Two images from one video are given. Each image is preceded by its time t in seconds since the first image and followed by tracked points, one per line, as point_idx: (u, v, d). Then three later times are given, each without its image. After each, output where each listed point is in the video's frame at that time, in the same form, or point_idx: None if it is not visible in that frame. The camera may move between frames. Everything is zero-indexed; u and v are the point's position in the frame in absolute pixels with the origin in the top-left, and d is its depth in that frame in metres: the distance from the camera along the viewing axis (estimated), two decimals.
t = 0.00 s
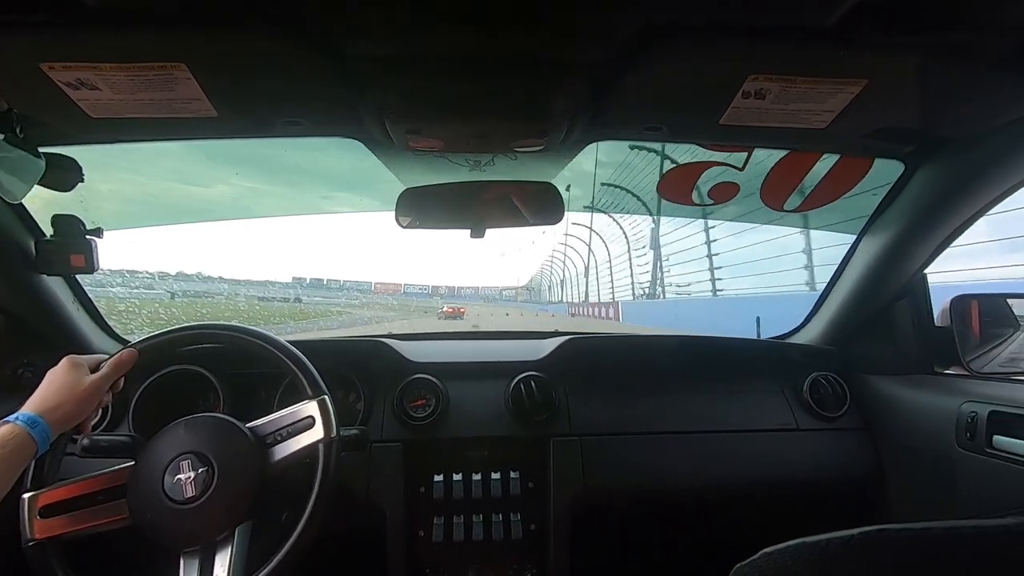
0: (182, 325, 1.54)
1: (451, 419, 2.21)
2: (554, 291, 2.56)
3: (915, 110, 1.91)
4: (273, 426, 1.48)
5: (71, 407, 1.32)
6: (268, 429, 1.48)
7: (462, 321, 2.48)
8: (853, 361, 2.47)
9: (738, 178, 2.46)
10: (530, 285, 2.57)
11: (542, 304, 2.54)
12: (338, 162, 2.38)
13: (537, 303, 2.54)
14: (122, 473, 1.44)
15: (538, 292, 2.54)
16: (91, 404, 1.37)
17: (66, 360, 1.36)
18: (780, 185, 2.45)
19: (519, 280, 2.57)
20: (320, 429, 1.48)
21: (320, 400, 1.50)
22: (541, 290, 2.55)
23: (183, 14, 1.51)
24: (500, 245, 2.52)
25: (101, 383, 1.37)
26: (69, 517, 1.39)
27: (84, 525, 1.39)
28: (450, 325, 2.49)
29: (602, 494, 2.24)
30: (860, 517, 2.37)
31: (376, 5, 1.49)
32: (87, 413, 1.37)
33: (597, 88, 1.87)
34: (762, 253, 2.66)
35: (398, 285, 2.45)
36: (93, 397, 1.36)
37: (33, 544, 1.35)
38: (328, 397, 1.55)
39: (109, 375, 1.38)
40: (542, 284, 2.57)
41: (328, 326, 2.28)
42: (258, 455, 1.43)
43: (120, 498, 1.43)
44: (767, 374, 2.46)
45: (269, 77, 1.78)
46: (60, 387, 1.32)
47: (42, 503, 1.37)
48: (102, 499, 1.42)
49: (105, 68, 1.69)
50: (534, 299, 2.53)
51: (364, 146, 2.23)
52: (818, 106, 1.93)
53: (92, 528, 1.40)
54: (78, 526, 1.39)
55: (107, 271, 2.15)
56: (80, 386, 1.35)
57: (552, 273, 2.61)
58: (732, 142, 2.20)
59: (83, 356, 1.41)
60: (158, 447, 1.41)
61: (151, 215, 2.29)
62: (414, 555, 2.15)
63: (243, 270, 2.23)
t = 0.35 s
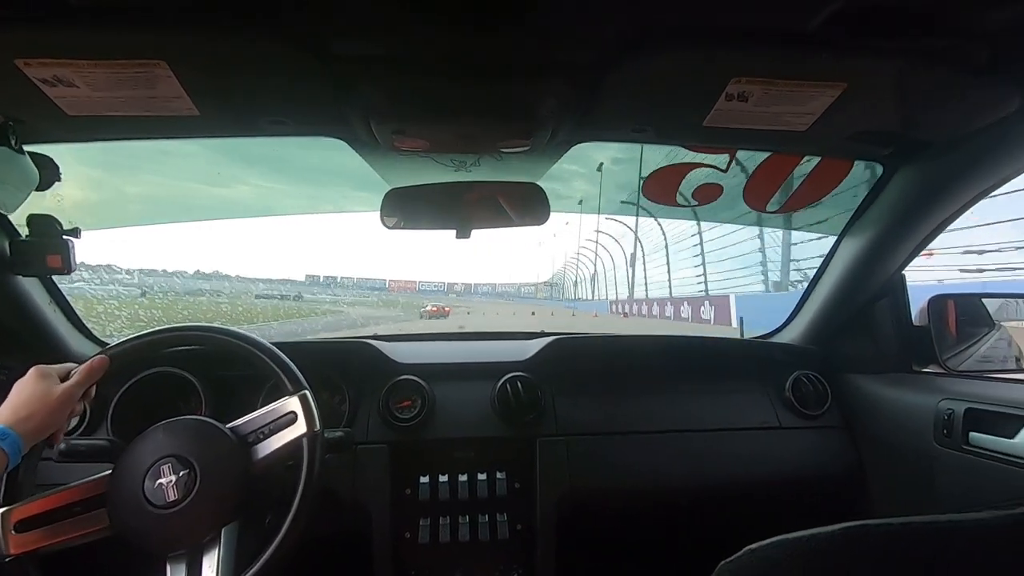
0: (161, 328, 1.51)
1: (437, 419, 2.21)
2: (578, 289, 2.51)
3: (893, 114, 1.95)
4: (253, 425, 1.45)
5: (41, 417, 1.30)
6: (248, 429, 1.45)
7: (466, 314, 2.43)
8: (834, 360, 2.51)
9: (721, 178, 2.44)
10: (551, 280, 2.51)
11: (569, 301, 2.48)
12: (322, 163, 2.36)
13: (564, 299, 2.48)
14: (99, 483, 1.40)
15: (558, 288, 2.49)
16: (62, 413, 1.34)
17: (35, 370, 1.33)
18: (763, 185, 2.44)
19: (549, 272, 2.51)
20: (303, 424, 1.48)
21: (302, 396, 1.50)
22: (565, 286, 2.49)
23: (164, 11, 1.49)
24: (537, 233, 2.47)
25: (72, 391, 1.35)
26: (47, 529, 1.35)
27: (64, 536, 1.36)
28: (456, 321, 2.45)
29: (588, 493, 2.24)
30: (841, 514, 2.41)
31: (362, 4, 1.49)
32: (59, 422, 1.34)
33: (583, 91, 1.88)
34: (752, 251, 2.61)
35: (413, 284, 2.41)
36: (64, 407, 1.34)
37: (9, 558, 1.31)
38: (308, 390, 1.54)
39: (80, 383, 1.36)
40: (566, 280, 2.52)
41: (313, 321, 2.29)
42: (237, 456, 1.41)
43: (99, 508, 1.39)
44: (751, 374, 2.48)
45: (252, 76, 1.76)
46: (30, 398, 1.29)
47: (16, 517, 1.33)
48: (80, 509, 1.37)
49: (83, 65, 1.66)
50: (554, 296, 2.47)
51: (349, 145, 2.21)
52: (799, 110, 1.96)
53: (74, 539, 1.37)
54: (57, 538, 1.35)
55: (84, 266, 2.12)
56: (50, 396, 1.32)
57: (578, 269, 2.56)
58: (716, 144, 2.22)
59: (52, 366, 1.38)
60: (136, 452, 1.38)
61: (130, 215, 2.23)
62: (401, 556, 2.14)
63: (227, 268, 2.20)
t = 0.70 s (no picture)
0: (148, 327, 1.49)
1: (426, 417, 2.21)
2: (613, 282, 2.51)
3: (876, 113, 1.97)
4: (242, 426, 1.44)
5: (23, 416, 1.28)
6: (235, 430, 1.43)
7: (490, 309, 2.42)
8: (819, 356, 2.54)
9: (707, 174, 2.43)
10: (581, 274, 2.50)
11: (605, 297, 2.48)
12: (309, 161, 2.34)
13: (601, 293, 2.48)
14: (80, 483, 1.37)
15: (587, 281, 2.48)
16: (46, 411, 1.32)
17: (18, 367, 1.30)
18: (749, 182, 2.45)
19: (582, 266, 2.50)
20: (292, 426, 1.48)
21: (289, 399, 1.49)
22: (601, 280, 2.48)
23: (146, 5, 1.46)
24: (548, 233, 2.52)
25: (55, 390, 1.32)
26: (29, 528, 1.33)
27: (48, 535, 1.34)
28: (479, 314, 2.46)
29: (577, 490, 2.25)
30: (824, 508, 2.44)
31: None
32: (42, 420, 1.32)
33: (570, 88, 1.88)
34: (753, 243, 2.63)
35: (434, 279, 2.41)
36: (47, 405, 1.31)
37: None
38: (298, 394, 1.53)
39: (63, 381, 1.33)
40: (599, 274, 2.51)
41: (300, 321, 2.29)
42: (223, 456, 1.38)
43: (82, 508, 1.36)
44: (737, 370, 2.51)
45: (238, 71, 1.74)
46: (11, 396, 1.27)
47: None
48: (62, 509, 1.35)
49: (62, 59, 1.63)
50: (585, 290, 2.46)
51: (337, 143, 2.19)
52: (784, 108, 1.98)
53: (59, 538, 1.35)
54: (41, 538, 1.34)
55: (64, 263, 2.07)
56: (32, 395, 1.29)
57: (610, 264, 2.56)
58: (702, 142, 2.23)
59: (36, 362, 1.35)
60: (120, 454, 1.36)
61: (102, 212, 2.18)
62: (389, 555, 2.12)
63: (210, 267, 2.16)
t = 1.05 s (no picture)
0: (142, 327, 1.48)
1: (421, 416, 2.21)
2: (653, 282, 2.51)
3: (867, 113, 1.98)
4: (233, 418, 1.44)
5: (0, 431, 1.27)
6: (225, 424, 1.43)
7: (514, 310, 2.44)
8: (810, 354, 2.56)
9: (700, 174, 2.42)
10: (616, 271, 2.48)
11: (650, 297, 2.51)
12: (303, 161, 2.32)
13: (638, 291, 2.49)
14: (70, 492, 1.36)
15: (621, 280, 2.46)
16: (25, 425, 1.31)
17: None
18: (741, 182, 2.45)
19: (616, 265, 2.49)
20: (282, 413, 1.47)
21: (278, 387, 1.49)
22: (644, 279, 2.48)
23: (138, 4, 1.45)
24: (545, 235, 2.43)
25: (32, 403, 1.31)
26: (24, 541, 1.32)
27: (44, 547, 1.33)
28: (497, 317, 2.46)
29: (572, 488, 2.27)
30: (818, 505, 2.46)
31: None
32: (24, 434, 1.32)
33: (564, 88, 1.88)
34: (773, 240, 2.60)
35: (460, 277, 2.39)
36: (25, 419, 1.30)
37: None
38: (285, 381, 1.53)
39: (40, 394, 1.32)
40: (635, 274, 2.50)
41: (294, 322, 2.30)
42: (218, 452, 1.38)
43: (76, 517, 1.35)
44: (730, 368, 2.52)
45: (231, 70, 1.73)
46: None
47: None
48: (55, 519, 1.33)
49: (53, 57, 1.62)
50: (619, 289, 2.45)
51: (331, 143, 2.18)
52: (777, 108, 1.99)
53: (56, 548, 1.34)
54: (37, 549, 1.32)
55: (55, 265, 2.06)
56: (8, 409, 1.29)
57: (651, 264, 2.55)
58: (697, 142, 2.23)
59: (15, 375, 1.34)
60: (111, 456, 1.34)
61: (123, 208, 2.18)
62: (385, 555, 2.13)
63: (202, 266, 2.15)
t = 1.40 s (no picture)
0: (127, 327, 1.46)
1: (411, 418, 2.21)
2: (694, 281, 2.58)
3: (855, 116, 2.00)
4: (215, 416, 1.42)
5: None
6: (209, 421, 1.42)
7: (541, 310, 2.47)
8: (798, 356, 2.58)
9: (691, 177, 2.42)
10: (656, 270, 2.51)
11: (693, 297, 2.58)
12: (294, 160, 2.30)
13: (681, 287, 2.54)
14: (52, 501, 1.32)
15: (665, 279, 2.51)
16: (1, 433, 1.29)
17: None
18: (732, 185, 2.44)
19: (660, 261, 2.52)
20: (268, 405, 1.47)
21: (262, 380, 1.49)
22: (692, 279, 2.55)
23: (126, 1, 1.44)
24: (531, 242, 2.41)
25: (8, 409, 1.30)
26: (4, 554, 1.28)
27: (25, 559, 1.29)
28: (529, 317, 2.49)
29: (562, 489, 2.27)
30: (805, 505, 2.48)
31: None
32: None
33: (555, 90, 1.89)
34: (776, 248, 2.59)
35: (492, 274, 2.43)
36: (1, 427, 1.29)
37: None
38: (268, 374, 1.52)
39: (15, 399, 1.31)
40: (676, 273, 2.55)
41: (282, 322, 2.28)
42: (204, 449, 1.37)
43: (59, 525, 1.32)
44: (720, 370, 2.53)
45: (220, 68, 1.72)
46: None
47: None
48: (37, 530, 1.30)
49: (38, 53, 1.59)
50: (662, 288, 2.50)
51: (321, 143, 2.16)
52: (766, 111, 2.00)
53: (39, 560, 1.30)
54: (17, 562, 1.28)
55: (39, 265, 2.04)
56: None
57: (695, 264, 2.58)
58: (687, 144, 2.25)
59: None
60: (93, 460, 1.32)
61: (146, 206, 2.16)
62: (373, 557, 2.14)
63: (189, 266, 2.12)
